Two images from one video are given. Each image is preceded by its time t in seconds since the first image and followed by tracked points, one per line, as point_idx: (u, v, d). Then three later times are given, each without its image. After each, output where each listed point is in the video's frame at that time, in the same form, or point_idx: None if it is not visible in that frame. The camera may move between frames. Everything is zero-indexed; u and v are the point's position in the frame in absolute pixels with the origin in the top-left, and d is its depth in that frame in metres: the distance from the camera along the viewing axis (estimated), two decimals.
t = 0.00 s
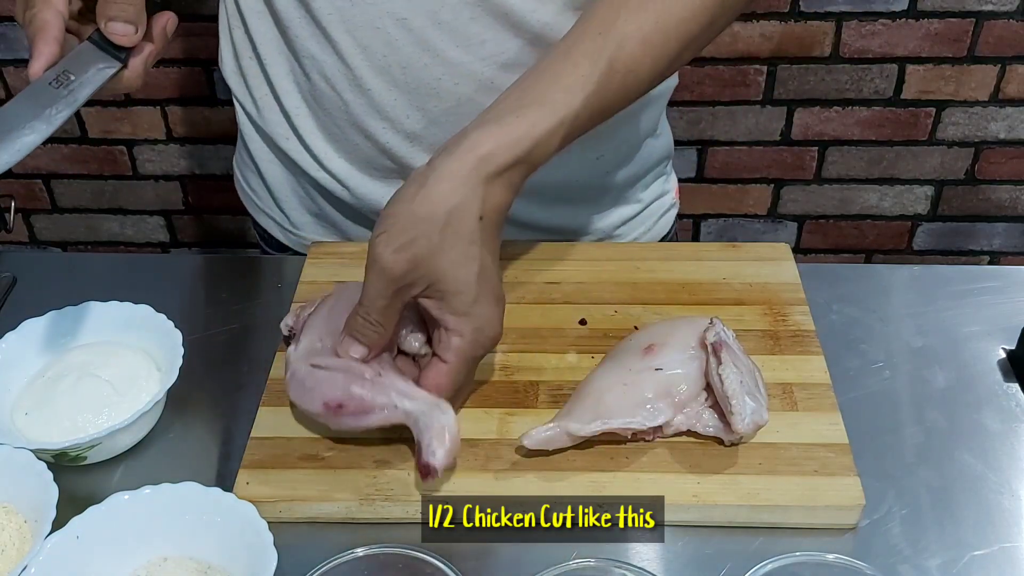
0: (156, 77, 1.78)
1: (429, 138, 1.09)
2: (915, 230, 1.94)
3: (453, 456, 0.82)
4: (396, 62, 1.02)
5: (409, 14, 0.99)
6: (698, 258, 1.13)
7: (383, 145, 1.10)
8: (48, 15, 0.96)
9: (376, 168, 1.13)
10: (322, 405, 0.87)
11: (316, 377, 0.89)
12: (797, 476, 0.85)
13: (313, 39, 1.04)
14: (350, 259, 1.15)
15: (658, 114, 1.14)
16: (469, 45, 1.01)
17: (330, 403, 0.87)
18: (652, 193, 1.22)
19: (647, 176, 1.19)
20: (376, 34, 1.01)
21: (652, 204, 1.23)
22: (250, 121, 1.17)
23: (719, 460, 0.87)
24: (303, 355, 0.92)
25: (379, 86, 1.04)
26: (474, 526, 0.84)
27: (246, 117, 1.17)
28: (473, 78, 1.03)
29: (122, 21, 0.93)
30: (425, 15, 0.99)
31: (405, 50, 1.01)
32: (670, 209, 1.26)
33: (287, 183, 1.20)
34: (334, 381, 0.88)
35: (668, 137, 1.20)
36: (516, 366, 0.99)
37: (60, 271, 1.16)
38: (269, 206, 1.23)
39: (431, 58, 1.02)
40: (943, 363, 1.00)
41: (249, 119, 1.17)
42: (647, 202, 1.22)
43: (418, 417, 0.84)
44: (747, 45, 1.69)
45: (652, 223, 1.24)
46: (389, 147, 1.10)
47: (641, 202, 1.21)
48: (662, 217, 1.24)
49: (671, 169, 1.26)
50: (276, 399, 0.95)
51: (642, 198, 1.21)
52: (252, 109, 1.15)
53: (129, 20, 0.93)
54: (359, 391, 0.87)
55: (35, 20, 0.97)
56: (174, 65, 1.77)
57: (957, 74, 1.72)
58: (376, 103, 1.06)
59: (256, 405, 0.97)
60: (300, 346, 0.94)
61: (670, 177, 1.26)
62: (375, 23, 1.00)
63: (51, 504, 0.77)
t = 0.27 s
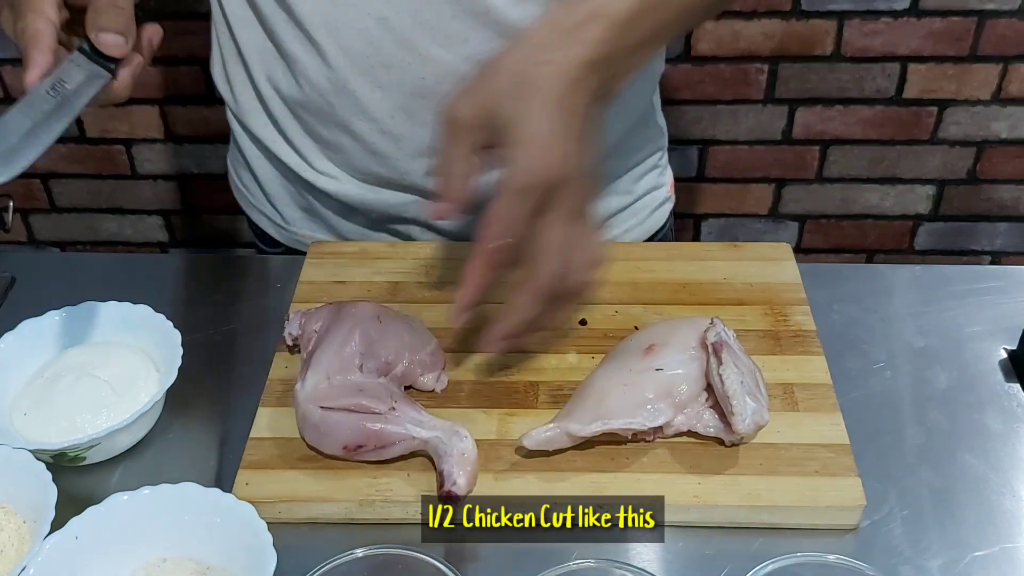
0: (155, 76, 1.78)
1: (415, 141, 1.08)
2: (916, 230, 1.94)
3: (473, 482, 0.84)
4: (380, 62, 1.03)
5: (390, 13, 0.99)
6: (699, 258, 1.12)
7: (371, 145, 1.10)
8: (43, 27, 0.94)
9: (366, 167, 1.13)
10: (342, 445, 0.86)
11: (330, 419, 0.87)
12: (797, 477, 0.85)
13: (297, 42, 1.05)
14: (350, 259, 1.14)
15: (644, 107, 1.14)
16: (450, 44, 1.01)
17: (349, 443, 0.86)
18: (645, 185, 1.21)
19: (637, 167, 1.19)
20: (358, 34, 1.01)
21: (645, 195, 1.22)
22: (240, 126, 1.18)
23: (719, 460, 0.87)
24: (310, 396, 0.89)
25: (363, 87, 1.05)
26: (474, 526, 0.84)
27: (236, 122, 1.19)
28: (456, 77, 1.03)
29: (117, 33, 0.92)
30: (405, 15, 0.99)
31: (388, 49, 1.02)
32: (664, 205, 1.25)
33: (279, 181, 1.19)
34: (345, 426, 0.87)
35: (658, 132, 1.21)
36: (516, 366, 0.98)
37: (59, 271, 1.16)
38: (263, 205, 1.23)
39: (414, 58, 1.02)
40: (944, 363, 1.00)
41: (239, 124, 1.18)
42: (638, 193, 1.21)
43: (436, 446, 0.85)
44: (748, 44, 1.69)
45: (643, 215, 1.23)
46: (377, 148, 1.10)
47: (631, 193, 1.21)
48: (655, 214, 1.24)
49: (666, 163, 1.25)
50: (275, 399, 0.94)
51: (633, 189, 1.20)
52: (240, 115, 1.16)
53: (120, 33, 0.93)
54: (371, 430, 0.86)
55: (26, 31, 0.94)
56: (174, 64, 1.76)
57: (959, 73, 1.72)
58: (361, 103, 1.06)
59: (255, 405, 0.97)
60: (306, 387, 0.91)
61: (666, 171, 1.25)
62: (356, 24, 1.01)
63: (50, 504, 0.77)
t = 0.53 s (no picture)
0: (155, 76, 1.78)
1: (452, 133, 1.06)
2: (915, 230, 1.94)
3: (474, 480, 0.84)
4: (414, 61, 0.99)
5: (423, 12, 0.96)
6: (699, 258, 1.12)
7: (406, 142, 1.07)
8: (89, 64, 0.90)
9: (398, 166, 1.09)
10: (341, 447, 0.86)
11: (328, 419, 0.87)
12: (797, 477, 0.85)
13: (326, 51, 1.00)
14: (351, 259, 1.14)
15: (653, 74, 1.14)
16: (482, 37, 0.99)
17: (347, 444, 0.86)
18: (660, 150, 1.21)
19: (650, 133, 1.19)
20: (393, 37, 0.97)
21: (660, 160, 1.21)
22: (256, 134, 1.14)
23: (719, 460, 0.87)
24: (310, 396, 0.90)
25: (399, 88, 1.02)
26: (473, 529, 0.84)
27: (250, 129, 1.14)
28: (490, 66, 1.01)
29: (156, 63, 0.88)
30: (438, 11, 0.96)
31: (423, 48, 0.99)
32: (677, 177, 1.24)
33: (298, 178, 1.16)
34: (345, 426, 0.87)
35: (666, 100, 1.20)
36: (516, 366, 0.98)
37: (59, 271, 1.16)
38: (280, 204, 1.21)
39: (448, 54, 0.99)
40: (944, 363, 1.00)
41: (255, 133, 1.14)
42: (655, 160, 1.21)
43: (437, 445, 0.85)
44: (747, 44, 1.69)
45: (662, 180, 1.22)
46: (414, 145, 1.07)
47: (648, 159, 1.20)
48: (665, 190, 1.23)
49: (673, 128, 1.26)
50: (275, 399, 0.94)
51: (650, 156, 1.20)
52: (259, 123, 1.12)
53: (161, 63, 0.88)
54: (372, 429, 0.86)
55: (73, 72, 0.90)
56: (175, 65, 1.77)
57: (958, 74, 1.72)
58: (398, 102, 1.03)
59: (255, 405, 0.97)
60: (305, 387, 0.91)
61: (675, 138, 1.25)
62: (391, 28, 0.97)
63: (50, 504, 0.77)
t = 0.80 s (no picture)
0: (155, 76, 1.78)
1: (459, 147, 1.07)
2: (915, 230, 1.94)
3: (473, 480, 0.84)
4: (426, 73, 1.00)
5: (439, 26, 0.96)
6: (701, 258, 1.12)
7: (416, 154, 1.07)
8: (168, 76, 0.89)
9: (406, 175, 1.10)
10: (342, 448, 0.87)
11: (328, 421, 0.87)
12: (797, 477, 0.85)
13: (339, 57, 1.00)
14: (350, 259, 1.14)
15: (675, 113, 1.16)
16: (498, 55, 1.00)
17: (347, 446, 0.86)
18: (677, 184, 1.24)
19: (669, 167, 1.21)
20: (408, 47, 0.98)
21: (675, 197, 1.24)
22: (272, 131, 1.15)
23: (719, 461, 0.87)
24: (310, 397, 0.89)
25: (410, 98, 1.02)
26: (473, 551, 0.83)
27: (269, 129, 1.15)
28: (502, 84, 1.02)
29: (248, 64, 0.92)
30: (455, 26, 0.97)
31: (434, 62, 0.99)
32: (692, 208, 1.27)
33: (309, 180, 1.17)
34: (345, 427, 0.87)
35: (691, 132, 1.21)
36: (516, 366, 0.98)
37: (59, 271, 1.16)
38: (292, 205, 1.22)
39: (460, 68, 1.00)
40: (944, 363, 1.00)
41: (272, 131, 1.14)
42: (671, 194, 1.23)
43: (437, 446, 0.85)
44: (747, 44, 1.69)
45: (675, 214, 1.26)
46: (420, 156, 1.07)
47: (665, 194, 1.23)
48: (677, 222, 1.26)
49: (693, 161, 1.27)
50: (276, 399, 0.94)
51: (667, 190, 1.22)
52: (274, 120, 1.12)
53: (252, 64, 0.92)
54: (372, 430, 0.86)
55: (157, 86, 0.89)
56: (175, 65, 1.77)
57: (958, 74, 1.72)
58: (408, 117, 1.04)
59: (255, 405, 0.97)
60: (305, 388, 0.91)
61: (693, 170, 1.27)
62: (405, 36, 0.97)
63: (50, 504, 0.77)
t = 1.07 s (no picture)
0: (155, 76, 1.78)
1: (502, 155, 1.09)
2: (915, 230, 1.94)
3: (474, 480, 0.84)
4: (479, 83, 1.02)
5: (496, 35, 0.99)
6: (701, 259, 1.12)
7: (461, 162, 1.10)
8: (263, 148, 0.85)
9: (450, 181, 1.13)
10: (342, 448, 0.87)
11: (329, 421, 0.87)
12: (797, 477, 0.85)
13: (391, 64, 1.02)
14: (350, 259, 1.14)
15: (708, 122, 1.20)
16: (549, 64, 1.02)
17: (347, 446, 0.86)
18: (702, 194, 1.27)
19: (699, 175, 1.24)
20: (464, 54, 1.00)
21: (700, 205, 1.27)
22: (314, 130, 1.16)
23: (719, 460, 0.87)
24: (309, 397, 0.90)
25: (460, 105, 1.04)
26: None
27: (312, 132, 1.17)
28: (552, 93, 1.04)
29: (349, 109, 0.82)
30: (513, 37, 0.99)
31: (489, 71, 1.01)
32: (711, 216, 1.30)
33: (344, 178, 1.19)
34: (345, 427, 0.87)
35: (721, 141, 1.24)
36: (516, 366, 0.98)
37: (58, 271, 1.16)
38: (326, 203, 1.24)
39: (515, 79, 1.02)
40: (945, 363, 1.00)
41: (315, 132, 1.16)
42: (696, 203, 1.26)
43: (437, 446, 0.85)
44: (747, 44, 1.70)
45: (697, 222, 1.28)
46: (462, 162, 1.10)
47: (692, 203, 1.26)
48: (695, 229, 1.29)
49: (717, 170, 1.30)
50: (276, 398, 0.94)
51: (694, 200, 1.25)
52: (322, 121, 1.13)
53: (350, 108, 0.83)
54: (372, 430, 0.86)
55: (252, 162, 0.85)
56: (175, 65, 1.77)
57: (958, 74, 1.72)
58: (457, 126, 1.06)
59: (255, 405, 0.97)
60: (305, 388, 0.91)
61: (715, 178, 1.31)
62: (461, 44, 0.99)
63: (50, 504, 0.77)
